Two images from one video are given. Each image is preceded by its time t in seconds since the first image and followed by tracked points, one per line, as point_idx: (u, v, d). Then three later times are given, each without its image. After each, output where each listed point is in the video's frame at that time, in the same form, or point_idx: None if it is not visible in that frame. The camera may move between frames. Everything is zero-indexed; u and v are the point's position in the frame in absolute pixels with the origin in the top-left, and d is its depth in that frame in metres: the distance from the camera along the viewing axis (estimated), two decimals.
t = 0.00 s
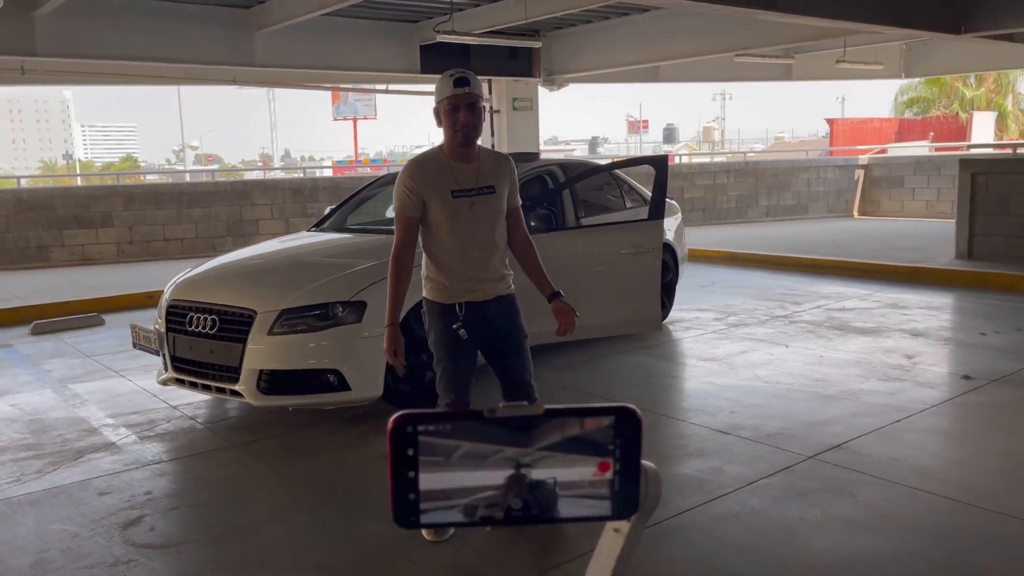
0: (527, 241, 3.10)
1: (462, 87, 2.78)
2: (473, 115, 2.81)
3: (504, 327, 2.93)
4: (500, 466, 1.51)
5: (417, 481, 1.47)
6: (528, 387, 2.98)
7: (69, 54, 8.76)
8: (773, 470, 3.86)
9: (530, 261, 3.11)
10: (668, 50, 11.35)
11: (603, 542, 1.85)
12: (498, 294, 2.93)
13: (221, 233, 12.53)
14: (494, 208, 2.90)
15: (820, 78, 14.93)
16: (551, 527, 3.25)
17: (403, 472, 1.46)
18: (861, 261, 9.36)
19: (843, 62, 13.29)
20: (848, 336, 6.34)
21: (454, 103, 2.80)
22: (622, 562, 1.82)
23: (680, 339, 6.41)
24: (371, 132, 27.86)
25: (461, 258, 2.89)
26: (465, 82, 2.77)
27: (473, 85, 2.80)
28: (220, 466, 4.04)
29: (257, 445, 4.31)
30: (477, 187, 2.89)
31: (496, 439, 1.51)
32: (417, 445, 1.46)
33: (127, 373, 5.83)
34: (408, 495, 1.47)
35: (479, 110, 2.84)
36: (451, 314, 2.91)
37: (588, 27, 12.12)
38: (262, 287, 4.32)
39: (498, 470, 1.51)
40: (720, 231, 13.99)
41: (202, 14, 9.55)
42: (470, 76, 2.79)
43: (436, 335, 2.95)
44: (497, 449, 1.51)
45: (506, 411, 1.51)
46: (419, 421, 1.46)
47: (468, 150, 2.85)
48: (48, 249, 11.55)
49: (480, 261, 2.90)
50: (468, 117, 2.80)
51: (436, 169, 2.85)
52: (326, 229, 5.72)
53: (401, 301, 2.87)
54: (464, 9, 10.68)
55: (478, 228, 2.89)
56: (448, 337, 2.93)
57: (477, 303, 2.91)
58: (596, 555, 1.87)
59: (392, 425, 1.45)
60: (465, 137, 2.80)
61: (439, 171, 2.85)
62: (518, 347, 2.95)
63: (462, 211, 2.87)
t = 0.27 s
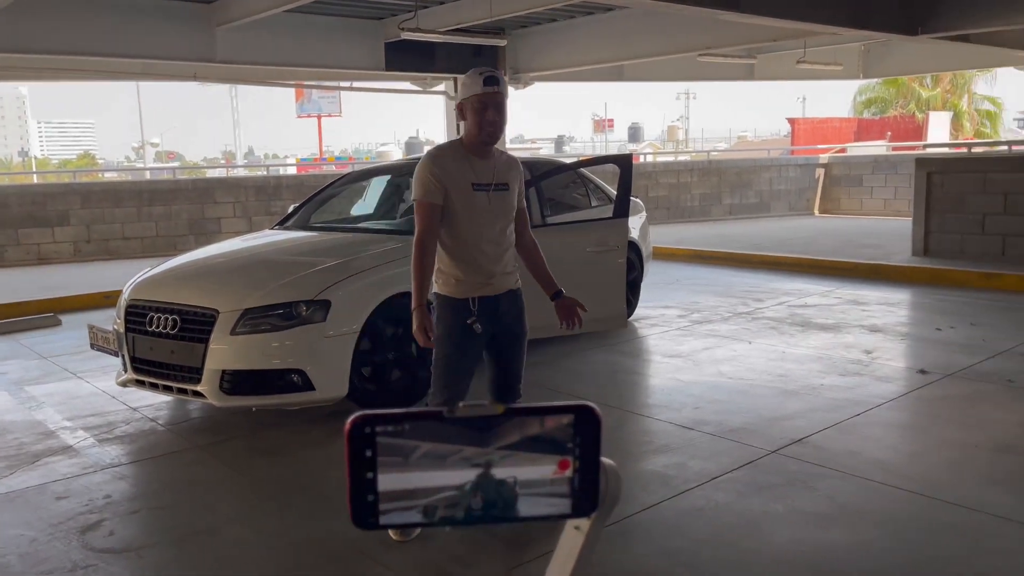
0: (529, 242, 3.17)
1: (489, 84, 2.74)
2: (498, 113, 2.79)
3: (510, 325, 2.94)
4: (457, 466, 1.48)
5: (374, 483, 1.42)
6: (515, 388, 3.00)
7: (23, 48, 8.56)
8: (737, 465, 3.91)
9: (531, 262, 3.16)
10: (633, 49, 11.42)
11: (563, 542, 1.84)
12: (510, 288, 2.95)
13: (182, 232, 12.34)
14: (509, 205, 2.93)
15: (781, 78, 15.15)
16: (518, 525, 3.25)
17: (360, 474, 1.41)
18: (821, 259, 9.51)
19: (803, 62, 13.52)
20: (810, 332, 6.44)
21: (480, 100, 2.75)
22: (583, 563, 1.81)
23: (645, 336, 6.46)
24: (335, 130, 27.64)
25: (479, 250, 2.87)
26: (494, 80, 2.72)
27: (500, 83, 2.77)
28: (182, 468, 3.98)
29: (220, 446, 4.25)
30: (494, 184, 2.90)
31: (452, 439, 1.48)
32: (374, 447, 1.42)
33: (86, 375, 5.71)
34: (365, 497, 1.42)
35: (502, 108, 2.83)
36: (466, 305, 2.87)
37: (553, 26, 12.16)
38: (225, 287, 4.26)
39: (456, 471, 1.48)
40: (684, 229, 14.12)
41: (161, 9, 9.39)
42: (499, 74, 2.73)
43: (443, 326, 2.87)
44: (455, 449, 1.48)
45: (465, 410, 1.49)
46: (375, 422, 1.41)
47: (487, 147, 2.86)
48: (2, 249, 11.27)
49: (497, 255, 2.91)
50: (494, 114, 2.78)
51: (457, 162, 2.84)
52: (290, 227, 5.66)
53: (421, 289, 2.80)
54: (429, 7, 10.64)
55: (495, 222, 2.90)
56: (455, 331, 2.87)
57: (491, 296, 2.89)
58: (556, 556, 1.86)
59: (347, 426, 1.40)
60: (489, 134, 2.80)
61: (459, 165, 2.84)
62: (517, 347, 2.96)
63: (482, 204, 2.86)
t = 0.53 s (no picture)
0: (521, 239, 3.30)
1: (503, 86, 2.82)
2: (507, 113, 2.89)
3: (511, 329, 3.09)
4: (407, 468, 1.48)
5: (329, 482, 1.42)
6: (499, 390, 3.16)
7: None
8: (698, 461, 3.96)
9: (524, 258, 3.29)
10: (594, 49, 11.49)
11: (524, 541, 1.82)
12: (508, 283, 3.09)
13: (138, 232, 12.10)
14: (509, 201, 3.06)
15: (740, 79, 15.37)
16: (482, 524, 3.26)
17: (315, 474, 1.41)
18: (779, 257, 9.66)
19: (761, 63, 13.73)
20: (769, 329, 6.54)
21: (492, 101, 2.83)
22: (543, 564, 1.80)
23: (607, 335, 6.50)
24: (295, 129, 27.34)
25: (482, 244, 2.99)
26: (510, 90, 2.80)
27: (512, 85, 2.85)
28: (139, 473, 3.90)
29: (178, 450, 4.18)
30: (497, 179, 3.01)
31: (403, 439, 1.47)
32: (328, 447, 1.42)
33: (38, 379, 5.57)
34: (319, 497, 1.41)
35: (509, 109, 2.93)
36: (477, 303, 2.97)
37: (514, 25, 12.17)
38: (183, 288, 4.19)
39: (406, 472, 1.48)
40: (646, 228, 14.25)
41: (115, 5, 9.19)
42: (515, 82, 2.82)
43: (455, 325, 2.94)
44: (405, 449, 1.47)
45: (419, 410, 1.48)
46: (329, 421, 1.42)
47: (494, 144, 2.96)
48: None
49: (497, 249, 3.03)
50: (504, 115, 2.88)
51: (465, 156, 2.93)
52: (249, 227, 5.59)
53: (432, 277, 2.85)
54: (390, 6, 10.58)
55: (497, 217, 3.02)
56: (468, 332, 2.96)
57: (491, 289, 3.01)
58: (517, 557, 1.84)
59: (302, 426, 1.41)
60: (497, 132, 2.90)
61: (466, 159, 2.93)
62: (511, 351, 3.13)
63: (486, 198, 2.97)
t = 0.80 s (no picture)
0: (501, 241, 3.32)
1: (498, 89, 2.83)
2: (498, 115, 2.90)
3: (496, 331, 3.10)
4: (363, 466, 1.60)
5: (292, 480, 1.55)
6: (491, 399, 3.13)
7: None
8: (663, 458, 3.99)
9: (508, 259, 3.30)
10: (558, 50, 11.53)
11: (493, 540, 1.94)
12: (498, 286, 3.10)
13: (95, 234, 11.84)
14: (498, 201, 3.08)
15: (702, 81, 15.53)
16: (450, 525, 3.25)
17: (279, 471, 1.54)
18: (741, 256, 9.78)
19: (723, 65, 13.88)
20: (732, 327, 6.62)
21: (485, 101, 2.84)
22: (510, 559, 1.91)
23: (573, 334, 6.53)
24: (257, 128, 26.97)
25: (477, 243, 2.98)
26: (504, 89, 2.81)
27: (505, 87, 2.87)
28: (99, 479, 3.82)
29: (139, 455, 4.11)
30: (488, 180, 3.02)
31: (360, 440, 1.59)
32: (291, 446, 1.54)
33: None
34: (284, 495, 1.55)
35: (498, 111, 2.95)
36: (480, 304, 2.96)
37: (478, 25, 12.17)
38: (142, 290, 4.11)
39: (361, 471, 1.60)
40: (611, 228, 14.32)
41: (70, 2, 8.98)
42: (509, 82, 2.84)
43: (466, 325, 2.91)
44: (359, 449, 1.59)
45: (378, 412, 1.60)
46: (292, 422, 1.54)
47: (486, 144, 2.97)
48: None
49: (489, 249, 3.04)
50: (496, 117, 2.89)
51: (460, 154, 2.92)
52: (210, 228, 5.49)
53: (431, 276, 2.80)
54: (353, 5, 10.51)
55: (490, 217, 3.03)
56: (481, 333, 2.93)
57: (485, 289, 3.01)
58: (486, 556, 1.94)
59: (265, 428, 1.53)
60: (489, 133, 2.91)
61: (460, 158, 2.92)
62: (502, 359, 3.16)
63: (481, 198, 2.98)
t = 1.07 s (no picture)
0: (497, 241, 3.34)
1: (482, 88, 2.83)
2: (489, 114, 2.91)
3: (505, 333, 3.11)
4: (326, 471, 1.44)
5: (261, 484, 1.40)
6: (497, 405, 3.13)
7: None
8: (634, 457, 4.01)
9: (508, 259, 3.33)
10: (527, 51, 11.56)
11: (468, 541, 1.76)
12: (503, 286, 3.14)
13: (57, 236, 11.61)
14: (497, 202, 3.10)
15: (670, 82, 15.68)
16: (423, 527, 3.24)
17: (247, 474, 1.40)
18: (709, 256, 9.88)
19: (690, 67, 14.03)
20: (700, 326, 6.69)
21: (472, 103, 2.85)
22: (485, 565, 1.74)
23: (544, 335, 6.54)
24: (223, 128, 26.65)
25: (486, 246, 3.00)
26: (488, 87, 2.81)
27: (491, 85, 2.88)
28: (64, 486, 3.75)
29: (104, 461, 4.04)
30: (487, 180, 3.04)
31: (323, 441, 1.44)
32: (260, 447, 1.40)
33: None
34: (252, 499, 1.40)
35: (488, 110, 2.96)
36: (491, 308, 2.98)
37: (447, 26, 12.16)
38: (106, 293, 4.05)
39: (324, 474, 1.44)
40: (580, 229, 14.38)
41: None
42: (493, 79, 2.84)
43: (480, 330, 2.91)
44: (321, 452, 1.43)
45: (349, 414, 1.45)
46: (260, 422, 1.40)
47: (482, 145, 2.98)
48: None
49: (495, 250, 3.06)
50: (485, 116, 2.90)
51: (458, 160, 2.91)
52: (175, 230, 5.43)
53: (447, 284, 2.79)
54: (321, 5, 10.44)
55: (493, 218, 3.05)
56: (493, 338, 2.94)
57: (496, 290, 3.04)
58: (460, 560, 1.77)
59: (233, 428, 1.39)
60: (483, 133, 2.92)
61: (460, 162, 2.92)
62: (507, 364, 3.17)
63: (484, 202, 3.00)
